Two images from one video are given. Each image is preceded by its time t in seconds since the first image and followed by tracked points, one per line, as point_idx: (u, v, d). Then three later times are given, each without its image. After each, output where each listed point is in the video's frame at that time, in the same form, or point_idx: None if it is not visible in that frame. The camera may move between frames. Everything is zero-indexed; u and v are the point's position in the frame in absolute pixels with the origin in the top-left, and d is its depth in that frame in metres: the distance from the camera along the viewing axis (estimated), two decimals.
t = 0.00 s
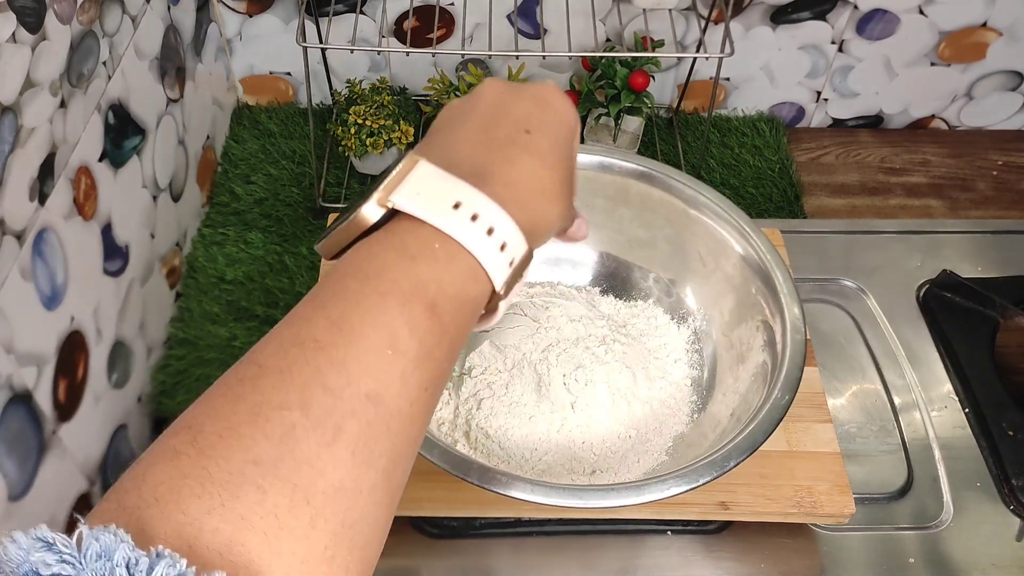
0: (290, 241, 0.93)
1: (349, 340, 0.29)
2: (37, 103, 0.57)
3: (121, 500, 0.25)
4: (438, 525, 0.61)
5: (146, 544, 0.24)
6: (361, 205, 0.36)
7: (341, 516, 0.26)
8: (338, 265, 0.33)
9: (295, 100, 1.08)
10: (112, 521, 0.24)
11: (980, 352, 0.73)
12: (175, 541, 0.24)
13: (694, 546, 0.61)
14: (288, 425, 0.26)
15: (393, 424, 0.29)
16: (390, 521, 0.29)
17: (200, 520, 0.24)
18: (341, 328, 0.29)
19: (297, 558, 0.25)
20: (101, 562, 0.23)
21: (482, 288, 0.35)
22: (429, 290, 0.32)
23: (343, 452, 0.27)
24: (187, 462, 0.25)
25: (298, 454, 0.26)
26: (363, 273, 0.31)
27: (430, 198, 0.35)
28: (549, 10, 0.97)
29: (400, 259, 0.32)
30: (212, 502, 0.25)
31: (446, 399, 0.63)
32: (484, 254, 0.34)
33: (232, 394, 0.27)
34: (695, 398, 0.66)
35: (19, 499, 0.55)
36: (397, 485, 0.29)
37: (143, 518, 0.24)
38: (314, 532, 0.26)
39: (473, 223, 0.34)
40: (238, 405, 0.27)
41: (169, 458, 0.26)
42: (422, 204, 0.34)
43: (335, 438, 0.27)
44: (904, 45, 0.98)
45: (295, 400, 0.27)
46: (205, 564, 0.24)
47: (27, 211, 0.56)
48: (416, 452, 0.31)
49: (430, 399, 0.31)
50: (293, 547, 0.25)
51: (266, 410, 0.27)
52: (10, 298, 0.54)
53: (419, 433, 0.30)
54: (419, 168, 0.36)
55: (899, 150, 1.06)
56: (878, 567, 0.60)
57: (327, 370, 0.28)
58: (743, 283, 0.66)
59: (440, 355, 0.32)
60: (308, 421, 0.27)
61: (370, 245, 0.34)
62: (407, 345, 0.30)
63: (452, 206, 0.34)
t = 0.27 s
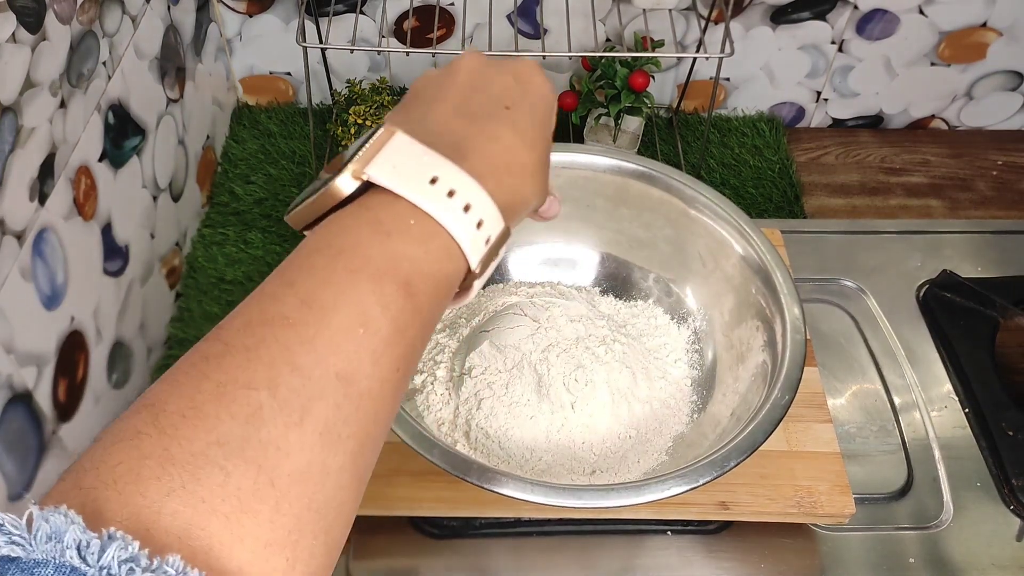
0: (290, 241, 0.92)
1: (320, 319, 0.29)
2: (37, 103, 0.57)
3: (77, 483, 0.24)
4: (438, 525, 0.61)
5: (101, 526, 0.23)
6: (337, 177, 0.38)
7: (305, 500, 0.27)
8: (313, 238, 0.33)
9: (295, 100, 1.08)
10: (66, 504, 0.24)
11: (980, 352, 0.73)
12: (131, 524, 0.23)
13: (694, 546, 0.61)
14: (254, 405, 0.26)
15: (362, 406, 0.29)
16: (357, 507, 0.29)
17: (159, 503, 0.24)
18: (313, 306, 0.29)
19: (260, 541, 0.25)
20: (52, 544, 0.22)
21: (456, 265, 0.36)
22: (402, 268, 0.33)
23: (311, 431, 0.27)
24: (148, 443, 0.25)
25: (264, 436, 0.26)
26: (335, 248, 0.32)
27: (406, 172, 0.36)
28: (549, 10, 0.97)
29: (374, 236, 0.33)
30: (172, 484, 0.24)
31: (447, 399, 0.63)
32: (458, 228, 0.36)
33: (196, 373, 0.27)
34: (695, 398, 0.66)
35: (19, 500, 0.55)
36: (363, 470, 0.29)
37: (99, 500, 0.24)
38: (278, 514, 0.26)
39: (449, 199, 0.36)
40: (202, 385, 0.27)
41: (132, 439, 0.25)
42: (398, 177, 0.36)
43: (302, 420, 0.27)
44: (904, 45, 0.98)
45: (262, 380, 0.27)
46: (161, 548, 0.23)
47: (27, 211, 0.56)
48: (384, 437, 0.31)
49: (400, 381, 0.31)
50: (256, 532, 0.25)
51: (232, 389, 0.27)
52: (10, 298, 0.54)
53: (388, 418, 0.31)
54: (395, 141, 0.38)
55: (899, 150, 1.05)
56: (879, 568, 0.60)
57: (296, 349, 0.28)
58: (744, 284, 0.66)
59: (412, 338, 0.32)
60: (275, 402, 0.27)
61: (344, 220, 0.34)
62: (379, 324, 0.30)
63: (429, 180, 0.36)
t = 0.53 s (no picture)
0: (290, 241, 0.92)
1: (302, 309, 0.28)
2: (37, 103, 0.57)
3: (57, 482, 0.24)
4: (438, 525, 0.61)
5: (81, 525, 0.23)
6: (316, 171, 0.36)
7: (290, 494, 0.26)
8: (296, 233, 0.33)
9: (295, 100, 1.08)
10: (46, 505, 0.24)
11: (980, 352, 0.73)
12: (111, 523, 0.23)
13: (694, 546, 0.61)
14: (235, 398, 0.26)
15: (348, 398, 0.29)
16: (347, 501, 0.29)
17: (139, 500, 0.24)
18: (294, 297, 0.29)
19: (243, 537, 0.25)
20: (32, 545, 0.22)
21: (442, 252, 0.34)
22: (386, 256, 0.31)
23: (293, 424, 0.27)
24: (127, 441, 0.25)
25: (246, 430, 0.26)
26: (318, 239, 0.31)
27: (385, 160, 0.34)
28: (549, 10, 0.97)
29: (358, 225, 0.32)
30: (153, 480, 0.24)
31: (447, 399, 0.64)
32: (442, 213, 0.34)
33: (178, 369, 0.27)
34: (695, 398, 0.66)
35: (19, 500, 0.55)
36: (353, 461, 0.29)
37: (79, 499, 0.24)
38: (261, 508, 0.25)
39: (431, 183, 0.34)
40: (184, 380, 0.26)
41: (113, 436, 0.25)
42: (378, 166, 0.34)
43: (285, 412, 0.27)
44: (904, 46, 0.98)
45: (243, 373, 0.27)
46: (142, 546, 0.23)
47: (27, 211, 0.56)
48: (374, 429, 0.30)
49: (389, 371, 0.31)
50: (238, 526, 0.25)
51: (212, 384, 0.26)
52: (10, 298, 0.54)
53: (377, 409, 0.30)
54: (375, 132, 0.36)
55: (899, 150, 1.05)
56: (879, 568, 0.60)
57: (277, 341, 0.28)
58: (743, 284, 0.66)
59: (401, 327, 0.31)
60: (256, 395, 0.26)
61: (326, 212, 0.33)
62: (363, 314, 0.30)
63: (407, 167, 0.34)
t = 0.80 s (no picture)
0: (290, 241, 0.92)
1: (296, 304, 0.29)
2: (37, 103, 0.57)
3: (51, 477, 0.24)
4: (438, 525, 0.61)
5: (75, 520, 0.23)
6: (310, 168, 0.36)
7: (286, 488, 0.26)
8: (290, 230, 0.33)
9: (295, 100, 1.08)
10: (39, 500, 0.23)
11: (981, 352, 0.73)
12: (106, 517, 0.23)
13: (694, 546, 0.61)
14: (230, 392, 0.26)
15: (343, 392, 0.29)
16: (343, 496, 0.29)
17: (134, 494, 0.24)
18: (288, 292, 0.29)
19: (238, 531, 0.25)
20: (26, 540, 0.22)
21: (437, 247, 0.34)
22: (380, 251, 0.32)
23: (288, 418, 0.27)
24: (121, 436, 0.25)
25: (241, 424, 0.26)
26: (311, 235, 0.31)
27: (378, 155, 0.34)
28: (549, 10, 0.97)
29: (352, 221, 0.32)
30: (147, 475, 0.24)
31: (447, 400, 0.64)
32: (435, 208, 0.34)
33: (171, 364, 0.27)
34: (695, 398, 0.66)
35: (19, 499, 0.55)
36: (349, 455, 0.29)
37: (73, 495, 0.23)
38: (257, 502, 0.25)
39: (424, 177, 0.34)
40: (177, 375, 0.26)
41: (107, 430, 0.25)
42: (371, 161, 0.34)
43: (280, 406, 0.27)
44: (904, 46, 0.98)
45: (237, 368, 0.27)
46: (137, 541, 0.23)
47: (28, 212, 0.56)
48: (370, 424, 0.30)
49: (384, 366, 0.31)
50: (233, 520, 0.24)
51: (206, 378, 0.26)
52: (10, 298, 0.54)
53: (371, 404, 0.30)
54: (368, 129, 0.36)
55: (899, 150, 1.05)
56: (879, 568, 0.60)
57: (271, 335, 0.28)
58: (743, 284, 0.66)
59: (396, 322, 0.31)
60: (251, 389, 0.26)
61: (321, 207, 0.33)
62: (357, 309, 0.30)
63: (400, 162, 0.34)
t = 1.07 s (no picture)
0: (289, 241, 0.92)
1: (289, 293, 0.29)
2: (37, 103, 0.57)
3: (43, 468, 0.24)
4: (438, 525, 0.61)
5: (68, 510, 0.22)
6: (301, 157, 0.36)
7: (281, 476, 0.26)
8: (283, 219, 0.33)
9: (295, 100, 1.08)
10: (30, 491, 0.23)
11: (981, 352, 0.73)
12: (98, 507, 0.23)
13: (694, 546, 0.61)
14: (223, 380, 0.26)
15: (337, 379, 0.29)
16: (337, 485, 0.29)
17: (127, 484, 0.23)
18: (281, 281, 0.29)
19: (233, 520, 0.24)
20: (18, 531, 0.21)
21: (430, 234, 0.34)
22: (373, 239, 0.32)
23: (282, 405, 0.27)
24: (114, 425, 0.24)
25: (235, 413, 0.26)
26: (304, 224, 0.31)
27: (371, 144, 0.35)
28: (549, 10, 0.97)
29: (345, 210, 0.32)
30: (141, 464, 0.24)
31: (447, 400, 0.64)
32: (429, 195, 0.34)
33: (163, 353, 0.27)
34: (695, 399, 0.66)
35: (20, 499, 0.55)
36: (343, 443, 0.29)
37: (66, 484, 0.23)
38: (252, 490, 0.25)
39: (418, 166, 0.34)
40: (170, 364, 0.26)
41: (99, 420, 0.25)
42: (363, 149, 0.34)
43: (274, 394, 0.27)
44: (904, 46, 0.98)
45: (230, 356, 0.27)
46: (130, 531, 0.23)
47: (27, 212, 0.56)
48: (363, 414, 0.30)
49: (378, 354, 0.31)
50: (228, 509, 0.24)
51: (199, 367, 0.26)
52: (10, 298, 0.54)
53: (365, 392, 0.30)
54: (360, 118, 0.36)
55: (899, 150, 1.05)
56: (878, 568, 0.60)
57: (265, 324, 0.28)
58: (743, 284, 0.66)
59: (389, 310, 0.32)
60: (245, 377, 0.26)
61: (314, 197, 0.33)
62: (351, 297, 0.30)
63: (393, 150, 0.34)
